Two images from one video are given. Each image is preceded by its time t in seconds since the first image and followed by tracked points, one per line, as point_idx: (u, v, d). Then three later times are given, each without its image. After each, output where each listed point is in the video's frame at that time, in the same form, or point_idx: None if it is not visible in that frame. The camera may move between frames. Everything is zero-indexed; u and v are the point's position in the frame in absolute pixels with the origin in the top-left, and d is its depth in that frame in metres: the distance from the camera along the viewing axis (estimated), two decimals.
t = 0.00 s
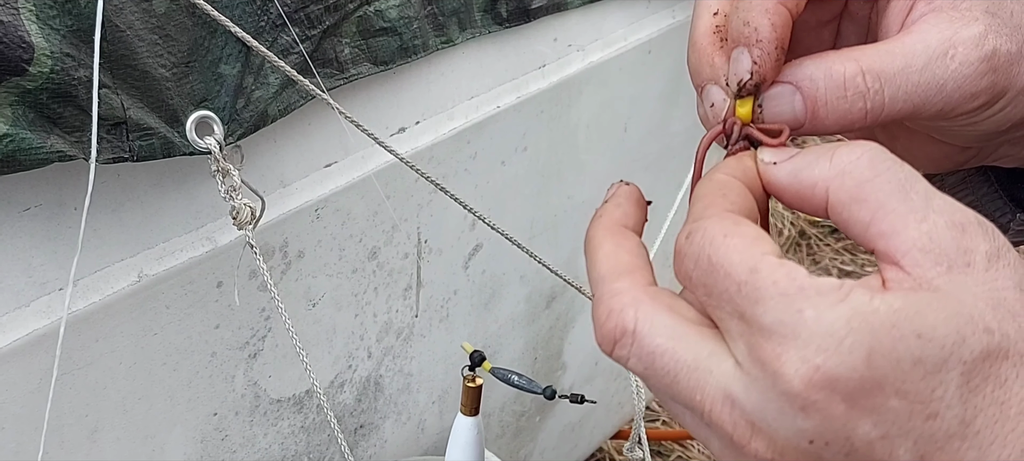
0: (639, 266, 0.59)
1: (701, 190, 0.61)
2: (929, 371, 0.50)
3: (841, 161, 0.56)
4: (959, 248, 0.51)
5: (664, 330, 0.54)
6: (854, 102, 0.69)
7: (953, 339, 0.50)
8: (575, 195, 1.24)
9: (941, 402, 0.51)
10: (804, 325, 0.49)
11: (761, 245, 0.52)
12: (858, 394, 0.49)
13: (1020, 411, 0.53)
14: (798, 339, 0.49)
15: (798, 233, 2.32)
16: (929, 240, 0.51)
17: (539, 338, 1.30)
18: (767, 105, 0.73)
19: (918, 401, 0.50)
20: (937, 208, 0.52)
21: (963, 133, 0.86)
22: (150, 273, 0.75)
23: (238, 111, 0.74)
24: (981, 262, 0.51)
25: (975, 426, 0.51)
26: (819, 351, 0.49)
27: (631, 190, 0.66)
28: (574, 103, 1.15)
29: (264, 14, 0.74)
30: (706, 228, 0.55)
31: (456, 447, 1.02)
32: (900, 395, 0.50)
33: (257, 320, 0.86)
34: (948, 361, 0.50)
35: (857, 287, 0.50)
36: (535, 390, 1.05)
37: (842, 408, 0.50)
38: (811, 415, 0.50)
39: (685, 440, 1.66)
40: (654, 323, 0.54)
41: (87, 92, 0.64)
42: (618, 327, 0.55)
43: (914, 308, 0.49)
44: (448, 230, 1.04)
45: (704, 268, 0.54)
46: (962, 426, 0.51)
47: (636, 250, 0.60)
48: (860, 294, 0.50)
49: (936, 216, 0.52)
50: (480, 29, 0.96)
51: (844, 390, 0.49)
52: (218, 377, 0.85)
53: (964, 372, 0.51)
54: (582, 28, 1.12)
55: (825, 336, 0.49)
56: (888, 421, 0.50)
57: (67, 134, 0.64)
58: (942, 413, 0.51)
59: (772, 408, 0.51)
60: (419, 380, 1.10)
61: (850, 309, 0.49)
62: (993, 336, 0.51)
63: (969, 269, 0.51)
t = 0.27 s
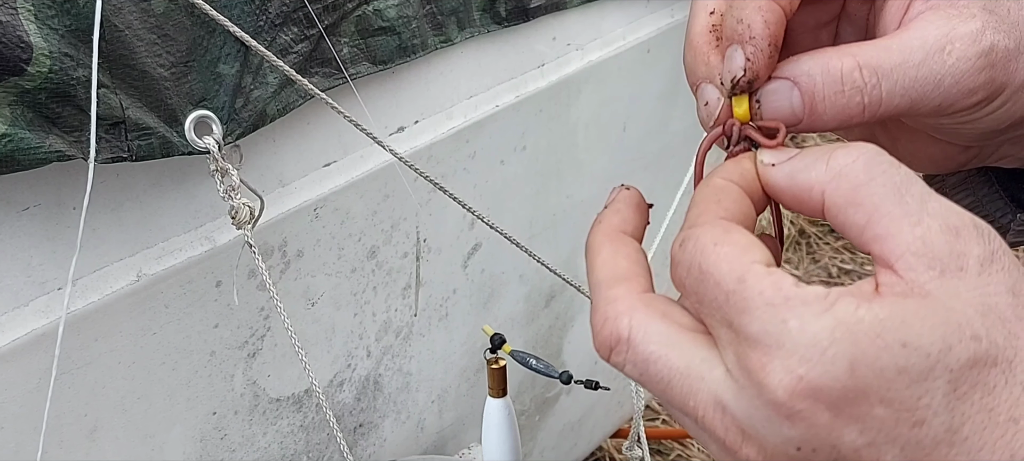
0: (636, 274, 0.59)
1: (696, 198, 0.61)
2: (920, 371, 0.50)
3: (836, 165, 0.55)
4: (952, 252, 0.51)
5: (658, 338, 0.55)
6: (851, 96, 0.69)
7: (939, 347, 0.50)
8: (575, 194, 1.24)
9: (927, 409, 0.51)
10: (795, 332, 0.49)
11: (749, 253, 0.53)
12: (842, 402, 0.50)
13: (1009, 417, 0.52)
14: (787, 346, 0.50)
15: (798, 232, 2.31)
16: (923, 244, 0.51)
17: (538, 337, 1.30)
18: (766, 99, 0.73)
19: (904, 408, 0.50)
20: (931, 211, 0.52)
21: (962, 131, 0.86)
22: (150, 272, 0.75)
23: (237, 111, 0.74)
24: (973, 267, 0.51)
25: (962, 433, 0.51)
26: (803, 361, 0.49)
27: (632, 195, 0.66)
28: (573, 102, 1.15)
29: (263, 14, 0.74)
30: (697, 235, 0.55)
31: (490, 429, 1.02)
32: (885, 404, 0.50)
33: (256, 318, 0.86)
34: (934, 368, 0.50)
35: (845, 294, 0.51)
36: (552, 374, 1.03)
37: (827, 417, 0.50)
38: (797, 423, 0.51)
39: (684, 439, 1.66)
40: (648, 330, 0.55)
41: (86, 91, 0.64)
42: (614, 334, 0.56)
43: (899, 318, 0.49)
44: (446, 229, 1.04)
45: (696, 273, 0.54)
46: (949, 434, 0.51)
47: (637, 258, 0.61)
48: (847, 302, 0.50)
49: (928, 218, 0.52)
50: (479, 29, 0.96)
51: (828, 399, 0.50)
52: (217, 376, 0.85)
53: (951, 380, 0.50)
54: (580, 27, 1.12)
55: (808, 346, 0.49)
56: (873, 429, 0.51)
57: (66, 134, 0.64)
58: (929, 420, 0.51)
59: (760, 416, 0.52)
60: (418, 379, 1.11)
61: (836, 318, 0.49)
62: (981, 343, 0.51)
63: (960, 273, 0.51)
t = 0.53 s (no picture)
0: (634, 284, 0.60)
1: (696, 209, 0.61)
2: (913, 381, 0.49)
3: (832, 172, 0.55)
4: (945, 262, 0.50)
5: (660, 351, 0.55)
6: (853, 96, 0.69)
7: (926, 362, 0.49)
8: (574, 194, 1.24)
9: (915, 424, 0.50)
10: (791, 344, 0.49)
11: (741, 267, 0.53)
12: (830, 418, 0.50)
13: (1000, 431, 0.51)
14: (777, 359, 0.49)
15: (797, 233, 2.31)
16: (916, 253, 0.50)
17: (538, 338, 1.30)
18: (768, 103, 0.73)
19: (890, 424, 0.50)
20: (925, 220, 0.51)
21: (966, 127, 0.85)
22: (150, 272, 0.75)
23: (236, 111, 0.74)
24: (966, 277, 0.50)
25: (952, 447, 0.51)
26: (789, 379, 0.49)
27: (633, 203, 0.66)
28: (573, 102, 1.15)
29: (262, 14, 0.74)
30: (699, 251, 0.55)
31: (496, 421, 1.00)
32: (871, 418, 0.50)
33: (256, 319, 0.86)
34: (922, 385, 0.49)
35: (834, 309, 0.50)
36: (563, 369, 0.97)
37: (815, 431, 0.50)
38: (786, 438, 0.51)
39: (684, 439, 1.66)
40: (645, 344, 0.55)
41: (85, 92, 0.64)
42: (611, 347, 0.57)
43: (884, 333, 0.49)
44: (446, 229, 1.04)
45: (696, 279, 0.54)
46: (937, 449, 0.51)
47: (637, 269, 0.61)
48: (833, 320, 0.50)
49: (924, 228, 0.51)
50: (478, 29, 0.96)
51: (815, 415, 0.50)
52: (217, 376, 0.85)
53: (940, 394, 0.50)
54: (579, 27, 1.12)
55: (793, 363, 0.49)
56: (862, 442, 0.51)
57: (65, 134, 0.64)
58: (917, 434, 0.50)
59: (752, 430, 0.52)
60: (418, 379, 1.11)
61: (822, 336, 0.49)
62: (971, 357, 0.50)
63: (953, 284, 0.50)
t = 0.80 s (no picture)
0: (619, 312, 0.59)
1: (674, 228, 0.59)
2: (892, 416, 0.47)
3: (806, 190, 0.52)
4: (913, 283, 0.48)
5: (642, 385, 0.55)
6: (856, 42, 0.61)
7: (890, 397, 0.47)
8: (570, 192, 1.24)
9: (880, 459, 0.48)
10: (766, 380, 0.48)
11: (710, 302, 0.51)
12: (797, 455, 0.49)
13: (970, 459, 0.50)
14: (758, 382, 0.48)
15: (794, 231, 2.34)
16: (887, 276, 0.48)
17: (535, 336, 1.30)
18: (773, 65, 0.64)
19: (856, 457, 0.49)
20: (897, 239, 0.49)
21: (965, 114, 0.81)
22: (146, 270, 0.75)
23: (233, 109, 0.74)
24: (935, 302, 0.48)
25: None
26: (752, 422, 0.48)
27: (621, 220, 0.65)
28: (570, 100, 1.15)
29: (259, 12, 0.74)
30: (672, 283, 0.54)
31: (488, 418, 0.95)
32: (837, 455, 0.48)
33: (253, 317, 0.86)
34: (885, 421, 0.47)
35: (799, 343, 0.49)
36: (565, 362, 0.91)
37: None
38: None
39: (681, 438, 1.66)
40: (630, 373, 0.56)
41: (83, 90, 0.64)
42: (598, 377, 0.57)
43: (847, 371, 0.47)
44: (442, 228, 1.04)
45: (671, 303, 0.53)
46: None
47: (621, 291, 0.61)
48: (797, 357, 0.48)
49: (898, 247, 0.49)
50: (476, 27, 0.96)
51: (781, 453, 0.49)
52: (214, 374, 0.85)
53: (905, 428, 0.48)
54: (576, 25, 1.12)
55: (757, 406, 0.48)
56: None
57: (62, 132, 0.64)
58: None
59: None
60: (415, 377, 1.11)
61: (784, 376, 0.48)
62: (935, 388, 0.48)
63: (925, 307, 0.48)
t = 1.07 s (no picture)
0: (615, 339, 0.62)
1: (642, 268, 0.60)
2: (845, 459, 0.50)
3: (751, 242, 0.52)
4: (857, 351, 0.49)
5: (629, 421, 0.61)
6: None
7: None
8: (569, 190, 1.24)
9: None
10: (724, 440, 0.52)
11: (665, 363, 0.55)
12: None
13: None
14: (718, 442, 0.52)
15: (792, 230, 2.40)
16: (831, 341, 0.49)
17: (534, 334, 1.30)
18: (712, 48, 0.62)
19: None
20: (839, 302, 0.49)
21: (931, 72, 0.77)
22: (146, 268, 0.75)
23: (232, 107, 0.74)
24: (878, 374, 0.49)
25: None
26: None
27: (604, 233, 0.64)
28: (569, 98, 1.15)
29: (258, 11, 0.74)
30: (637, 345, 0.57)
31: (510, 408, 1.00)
32: None
33: (253, 315, 0.87)
34: None
35: (744, 411, 0.52)
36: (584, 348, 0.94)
37: None
38: None
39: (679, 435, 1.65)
40: (618, 407, 0.61)
41: (81, 88, 0.64)
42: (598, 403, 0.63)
43: (788, 444, 0.51)
44: (441, 226, 1.04)
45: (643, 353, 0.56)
46: None
47: (608, 313, 0.63)
48: (738, 430, 0.52)
49: (854, 303, 0.48)
50: (475, 25, 0.96)
51: None
52: (214, 372, 0.85)
53: None
54: (575, 23, 1.12)
55: None
56: None
57: (61, 130, 0.64)
58: None
59: None
60: (414, 375, 1.11)
61: (726, 450, 0.52)
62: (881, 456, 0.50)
63: (865, 376, 0.49)
